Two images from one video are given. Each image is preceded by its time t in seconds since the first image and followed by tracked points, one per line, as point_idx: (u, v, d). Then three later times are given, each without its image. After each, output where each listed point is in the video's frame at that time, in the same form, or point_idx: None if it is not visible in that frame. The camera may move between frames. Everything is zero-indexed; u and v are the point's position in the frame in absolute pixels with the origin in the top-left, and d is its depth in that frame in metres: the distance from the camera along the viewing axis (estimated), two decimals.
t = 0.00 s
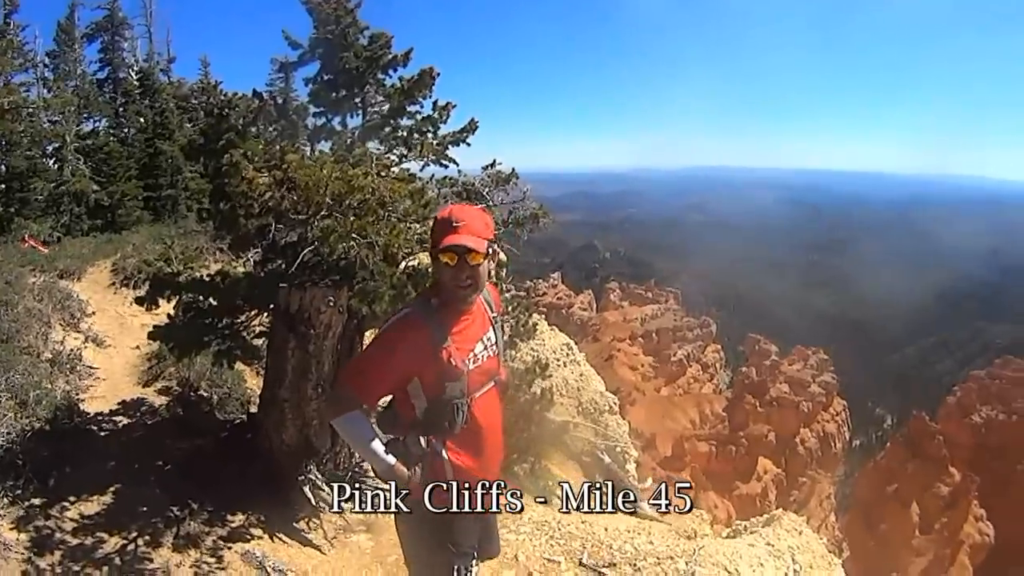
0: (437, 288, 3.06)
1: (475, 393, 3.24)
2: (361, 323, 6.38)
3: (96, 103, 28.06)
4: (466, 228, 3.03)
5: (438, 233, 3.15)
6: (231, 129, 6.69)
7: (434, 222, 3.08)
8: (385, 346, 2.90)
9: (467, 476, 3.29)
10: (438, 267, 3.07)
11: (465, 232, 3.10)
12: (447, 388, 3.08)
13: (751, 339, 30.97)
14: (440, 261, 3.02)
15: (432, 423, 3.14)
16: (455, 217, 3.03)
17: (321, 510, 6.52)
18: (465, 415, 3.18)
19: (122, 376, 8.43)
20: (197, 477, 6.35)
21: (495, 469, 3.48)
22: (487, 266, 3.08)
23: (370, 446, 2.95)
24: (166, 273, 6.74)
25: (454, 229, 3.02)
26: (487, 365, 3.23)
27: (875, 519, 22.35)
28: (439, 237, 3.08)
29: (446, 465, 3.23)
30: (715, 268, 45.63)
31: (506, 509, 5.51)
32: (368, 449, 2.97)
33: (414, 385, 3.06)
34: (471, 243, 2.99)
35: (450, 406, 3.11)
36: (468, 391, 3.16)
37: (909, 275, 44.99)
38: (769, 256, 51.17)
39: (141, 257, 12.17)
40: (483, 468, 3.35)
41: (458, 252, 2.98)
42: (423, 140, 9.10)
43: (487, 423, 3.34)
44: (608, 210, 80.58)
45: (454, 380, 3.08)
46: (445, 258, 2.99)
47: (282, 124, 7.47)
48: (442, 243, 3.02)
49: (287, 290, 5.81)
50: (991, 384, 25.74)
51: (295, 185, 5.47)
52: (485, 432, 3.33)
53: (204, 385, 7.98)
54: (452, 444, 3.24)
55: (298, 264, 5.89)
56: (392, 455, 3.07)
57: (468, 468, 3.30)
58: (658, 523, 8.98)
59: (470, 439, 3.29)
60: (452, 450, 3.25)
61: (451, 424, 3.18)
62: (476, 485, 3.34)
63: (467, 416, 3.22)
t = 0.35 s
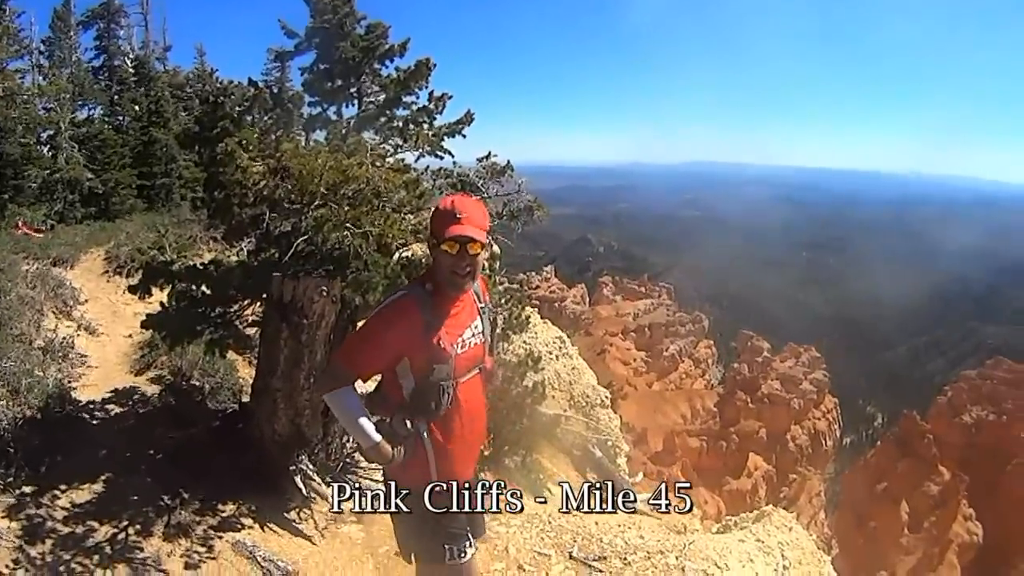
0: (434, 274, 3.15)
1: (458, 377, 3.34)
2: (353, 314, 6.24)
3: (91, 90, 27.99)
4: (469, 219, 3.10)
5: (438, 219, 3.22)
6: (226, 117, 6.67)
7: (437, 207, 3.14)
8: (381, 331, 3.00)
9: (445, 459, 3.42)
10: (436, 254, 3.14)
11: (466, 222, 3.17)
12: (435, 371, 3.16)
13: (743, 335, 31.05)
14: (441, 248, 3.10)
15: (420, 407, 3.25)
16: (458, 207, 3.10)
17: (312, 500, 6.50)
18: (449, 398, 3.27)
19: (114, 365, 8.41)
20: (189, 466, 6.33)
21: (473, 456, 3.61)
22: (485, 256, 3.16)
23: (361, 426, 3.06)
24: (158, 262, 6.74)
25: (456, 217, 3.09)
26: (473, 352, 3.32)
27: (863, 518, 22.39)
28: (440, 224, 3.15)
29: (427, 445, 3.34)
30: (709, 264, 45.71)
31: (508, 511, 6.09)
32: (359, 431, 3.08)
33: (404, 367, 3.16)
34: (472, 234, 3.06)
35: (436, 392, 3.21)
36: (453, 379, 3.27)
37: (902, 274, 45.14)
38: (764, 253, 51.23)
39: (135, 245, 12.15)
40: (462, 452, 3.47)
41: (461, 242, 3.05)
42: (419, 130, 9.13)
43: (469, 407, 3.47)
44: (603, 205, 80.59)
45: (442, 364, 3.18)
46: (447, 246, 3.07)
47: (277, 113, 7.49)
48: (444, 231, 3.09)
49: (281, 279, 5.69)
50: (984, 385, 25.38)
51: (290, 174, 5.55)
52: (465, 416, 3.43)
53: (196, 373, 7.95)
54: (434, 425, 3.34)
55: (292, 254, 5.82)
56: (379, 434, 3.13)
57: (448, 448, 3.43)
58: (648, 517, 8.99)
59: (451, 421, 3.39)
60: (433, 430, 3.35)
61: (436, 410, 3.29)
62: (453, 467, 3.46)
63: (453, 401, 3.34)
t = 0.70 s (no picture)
0: (424, 264, 3.48)
1: (445, 362, 3.65)
2: (344, 304, 6.17)
3: (83, 78, 27.88)
4: (460, 210, 3.44)
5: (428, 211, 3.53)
6: (218, 107, 6.69)
7: (427, 202, 3.48)
8: (375, 316, 3.32)
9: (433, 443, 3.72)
10: (430, 243, 3.46)
11: (455, 214, 3.51)
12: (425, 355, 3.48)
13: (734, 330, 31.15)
14: (431, 238, 3.43)
15: (409, 390, 3.55)
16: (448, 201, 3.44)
17: (301, 490, 6.45)
18: (437, 382, 3.58)
19: (104, 354, 8.37)
20: (179, 456, 6.32)
21: (457, 440, 3.92)
22: (473, 246, 3.50)
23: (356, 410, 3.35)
24: (150, 250, 6.74)
25: (447, 211, 3.43)
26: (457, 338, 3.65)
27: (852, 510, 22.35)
28: (432, 215, 3.47)
29: (416, 428, 3.63)
30: (702, 259, 45.79)
31: (505, 510, 6.14)
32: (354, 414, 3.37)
33: (394, 353, 3.46)
34: (465, 224, 3.40)
35: (424, 376, 3.52)
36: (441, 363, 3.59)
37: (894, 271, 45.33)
38: (756, 248, 51.32)
39: (126, 233, 12.10)
40: (448, 434, 3.78)
41: (455, 231, 3.38)
42: (411, 122, 9.14)
43: (455, 392, 3.78)
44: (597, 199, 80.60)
45: (431, 349, 3.50)
46: (441, 235, 3.39)
47: (269, 104, 7.52)
48: (434, 223, 3.42)
49: (271, 270, 5.73)
50: (972, 383, 26.25)
51: (280, 163, 5.60)
52: (451, 399, 3.74)
53: (186, 363, 7.93)
54: (423, 408, 3.63)
55: (282, 244, 5.67)
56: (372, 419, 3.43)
57: (435, 431, 3.73)
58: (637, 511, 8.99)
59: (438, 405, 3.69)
60: (421, 413, 3.64)
61: (424, 394, 3.60)
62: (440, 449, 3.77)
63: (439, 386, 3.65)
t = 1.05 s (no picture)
0: (411, 254, 3.66)
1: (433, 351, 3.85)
2: (333, 296, 6.10)
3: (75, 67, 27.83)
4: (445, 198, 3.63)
5: (411, 203, 3.71)
6: (209, 98, 6.65)
7: (413, 192, 3.66)
8: (368, 309, 3.49)
9: (425, 431, 3.93)
10: (414, 233, 3.65)
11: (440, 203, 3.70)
12: (414, 344, 3.68)
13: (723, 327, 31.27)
14: (420, 227, 3.62)
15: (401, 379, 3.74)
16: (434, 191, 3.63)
17: (288, 482, 6.43)
18: (427, 370, 3.78)
19: (93, 344, 8.33)
20: (167, 447, 6.30)
21: (446, 426, 4.13)
22: (459, 235, 3.70)
23: (351, 403, 3.52)
24: (140, 241, 6.69)
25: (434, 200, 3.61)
26: (443, 327, 3.86)
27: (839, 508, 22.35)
28: (416, 205, 3.66)
29: (409, 417, 3.82)
30: (693, 255, 45.90)
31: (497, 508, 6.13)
32: (349, 407, 3.53)
33: (385, 345, 3.64)
34: (450, 211, 3.60)
35: (415, 364, 3.71)
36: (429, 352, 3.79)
37: (884, 271, 45.49)
38: (748, 246, 51.40)
39: (116, 223, 12.06)
40: (438, 421, 3.99)
41: (440, 219, 3.58)
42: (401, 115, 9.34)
43: (442, 380, 4.00)
44: (591, 196, 80.58)
45: (421, 338, 3.70)
46: (427, 224, 3.59)
47: (261, 94, 7.52)
48: (422, 214, 3.60)
49: (260, 261, 5.66)
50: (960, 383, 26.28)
51: (270, 154, 5.60)
52: (438, 387, 3.94)
53: (175, 354, 7.89)
54: (414, 397, 3.83)
55: (272, 235, 5.70)
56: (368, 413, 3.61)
57: (426, 419, 3.93)
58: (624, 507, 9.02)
59: (427, 392, 3.90)
60: (413, 403, 3.84)
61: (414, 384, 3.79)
62: (431, 436, 3.97)
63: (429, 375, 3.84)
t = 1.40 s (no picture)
0: (392, 251, 3.65)
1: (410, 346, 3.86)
2: (312, 291, 6.02)
3: (56, 61, 27.63)
4: (428, 197, 3.63)
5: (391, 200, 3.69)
6: (190, 92, 6.60)
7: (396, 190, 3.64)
8: (351, 307, 3.46)
9: (405, 427, 3.91)
10: (395, 230, 3.64)
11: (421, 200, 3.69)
12: (393, 340, 3.68)
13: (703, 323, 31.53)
14: (402, 225, 3.61)
15: (380, 376, 3.72)
16: (418, 188, 3.61)
17: (267, 478, 6.41)
18: (407, 366, 3.78)
19: (73, 339, 8.25)
20: (148, 443, 6.26)
21: (426, 421, 4.12)
22: (441, 232, 3.70)
23: (334, 401, 3.49)
24: (119, 235, 6.62)
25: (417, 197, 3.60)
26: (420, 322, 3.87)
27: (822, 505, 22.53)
28: (398, 202, 3.63)
29: (389, 413, 3.80)
30: (679, 252, 46.02)
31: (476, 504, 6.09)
32: (331, 405, 3.49)
33: (366, 342, 3.62)
34: (432, 209, 3.60)
35: (394, 361, 3.71)
36: (408, 348, 3.79)
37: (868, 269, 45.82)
38: (734, 244, 51.64)
39: (96, 218, 11.97)
40: (418, 416, 3.98)
41: (421, 217, 3.59)
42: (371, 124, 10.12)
43: (419, 375, 4.00)
44: (578, 193, 80.68)
45: (400, 334, 3.70)
46: (410, 222, 3.58)
47: (242, 88, 7.50)
48: (405, 209, 3.59)
49: (240, 256, 5.53)
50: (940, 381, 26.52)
51: (251, 150, 5.65)
52: (415, 381, 3.95)
53: (155, 349, 7.84)
54: (394, 393, 3.82)
55: (252, 230, 5.67)
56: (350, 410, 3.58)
57: (406, 415, 3.92)
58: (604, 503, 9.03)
59: (407, 388, 3.90)
60: (392, 398, 3.83)
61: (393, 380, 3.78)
62: (411, 431, 3.96)
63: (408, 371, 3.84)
